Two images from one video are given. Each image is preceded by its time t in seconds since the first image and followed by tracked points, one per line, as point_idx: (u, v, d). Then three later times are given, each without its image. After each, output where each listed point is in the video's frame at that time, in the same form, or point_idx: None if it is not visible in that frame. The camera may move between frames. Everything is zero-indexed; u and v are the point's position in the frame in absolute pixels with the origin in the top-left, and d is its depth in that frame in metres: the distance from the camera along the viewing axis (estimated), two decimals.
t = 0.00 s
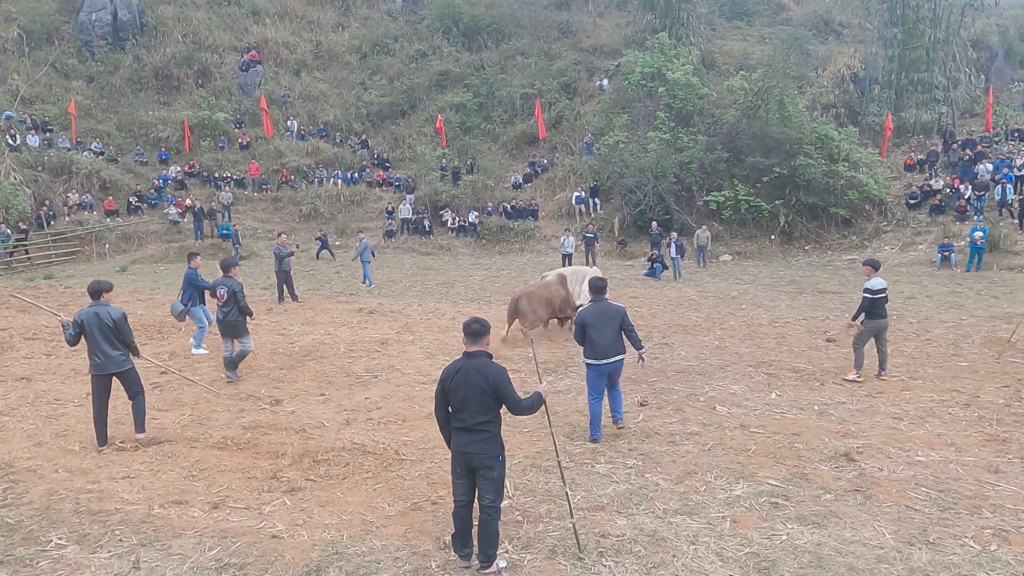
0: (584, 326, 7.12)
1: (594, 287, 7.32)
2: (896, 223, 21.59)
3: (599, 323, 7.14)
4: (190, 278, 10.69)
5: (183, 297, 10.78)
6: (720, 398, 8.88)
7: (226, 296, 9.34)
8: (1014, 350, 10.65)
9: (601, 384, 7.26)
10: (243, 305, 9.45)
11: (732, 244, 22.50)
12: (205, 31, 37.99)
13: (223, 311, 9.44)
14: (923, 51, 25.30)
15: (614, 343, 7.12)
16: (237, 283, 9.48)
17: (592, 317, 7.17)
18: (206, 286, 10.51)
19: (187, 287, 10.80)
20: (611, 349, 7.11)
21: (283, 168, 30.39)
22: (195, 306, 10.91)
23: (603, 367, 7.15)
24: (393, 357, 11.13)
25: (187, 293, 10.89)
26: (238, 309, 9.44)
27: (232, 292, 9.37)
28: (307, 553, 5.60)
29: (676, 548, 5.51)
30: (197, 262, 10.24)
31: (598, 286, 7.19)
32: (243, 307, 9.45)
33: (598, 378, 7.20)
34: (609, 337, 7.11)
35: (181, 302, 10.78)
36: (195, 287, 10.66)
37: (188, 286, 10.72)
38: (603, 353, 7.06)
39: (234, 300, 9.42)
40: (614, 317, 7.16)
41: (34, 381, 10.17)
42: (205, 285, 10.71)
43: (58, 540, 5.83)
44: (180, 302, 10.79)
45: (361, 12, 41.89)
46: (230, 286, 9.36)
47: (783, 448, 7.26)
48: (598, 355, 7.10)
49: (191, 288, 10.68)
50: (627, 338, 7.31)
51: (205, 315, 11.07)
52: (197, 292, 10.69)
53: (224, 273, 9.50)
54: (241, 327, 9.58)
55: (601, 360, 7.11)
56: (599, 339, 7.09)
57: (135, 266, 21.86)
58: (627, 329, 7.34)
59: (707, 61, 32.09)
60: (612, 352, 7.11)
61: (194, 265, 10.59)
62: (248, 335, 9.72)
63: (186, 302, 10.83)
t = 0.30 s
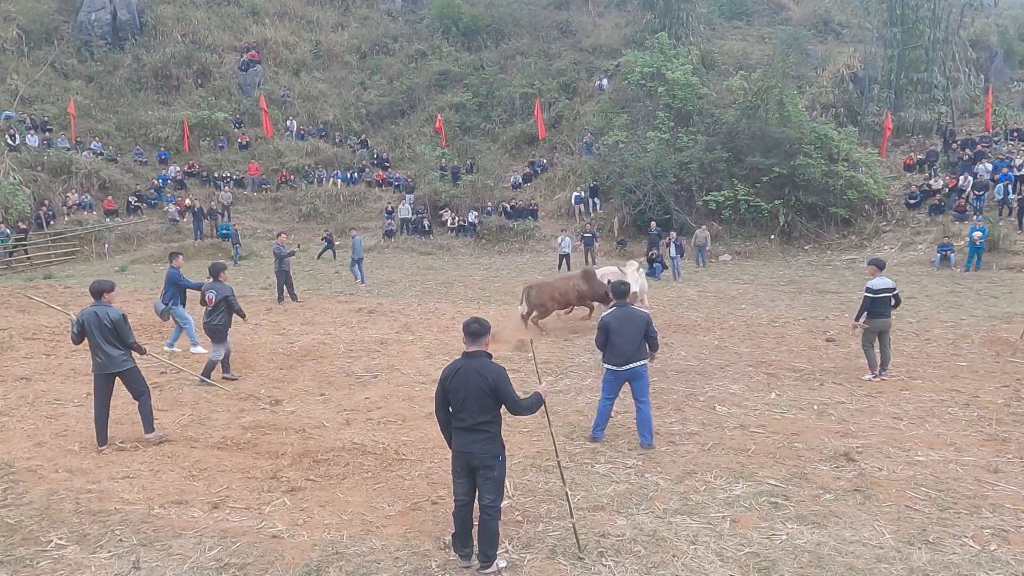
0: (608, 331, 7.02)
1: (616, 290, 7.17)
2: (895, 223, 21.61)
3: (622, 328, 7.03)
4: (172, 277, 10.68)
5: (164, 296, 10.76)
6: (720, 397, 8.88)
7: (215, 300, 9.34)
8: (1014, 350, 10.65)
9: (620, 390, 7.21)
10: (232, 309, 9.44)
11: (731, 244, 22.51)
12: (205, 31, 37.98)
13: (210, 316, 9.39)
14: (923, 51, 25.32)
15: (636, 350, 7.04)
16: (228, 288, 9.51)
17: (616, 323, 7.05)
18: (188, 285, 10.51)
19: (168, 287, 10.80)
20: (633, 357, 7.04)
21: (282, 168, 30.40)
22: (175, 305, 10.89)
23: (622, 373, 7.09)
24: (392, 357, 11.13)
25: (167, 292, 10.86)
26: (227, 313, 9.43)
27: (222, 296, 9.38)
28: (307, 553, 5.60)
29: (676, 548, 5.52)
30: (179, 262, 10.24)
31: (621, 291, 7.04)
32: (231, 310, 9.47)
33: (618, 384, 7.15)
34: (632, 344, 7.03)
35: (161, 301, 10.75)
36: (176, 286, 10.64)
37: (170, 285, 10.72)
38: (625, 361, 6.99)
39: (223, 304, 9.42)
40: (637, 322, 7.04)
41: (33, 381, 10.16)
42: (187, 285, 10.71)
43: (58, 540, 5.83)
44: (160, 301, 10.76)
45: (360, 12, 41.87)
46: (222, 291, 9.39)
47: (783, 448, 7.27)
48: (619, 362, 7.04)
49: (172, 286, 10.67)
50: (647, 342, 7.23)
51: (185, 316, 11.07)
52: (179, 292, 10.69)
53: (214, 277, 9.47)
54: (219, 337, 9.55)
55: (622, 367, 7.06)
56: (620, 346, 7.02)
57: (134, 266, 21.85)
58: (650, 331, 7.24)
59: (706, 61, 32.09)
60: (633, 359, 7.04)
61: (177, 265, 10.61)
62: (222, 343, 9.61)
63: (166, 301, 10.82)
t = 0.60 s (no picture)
0: (616, 327, 7.12)
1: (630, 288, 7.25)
2: (893, 223, 21.65)
3: (630, 325, 7.11)
4: (154, 277, 10.64)
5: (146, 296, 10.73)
6: (718, 397, 8.89)
7: (206, 298, 9.33)
8: (1011, 350, 10.66)
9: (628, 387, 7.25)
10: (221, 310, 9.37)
11: (729, 244, 22.53)
12: (202, 31, 37.95)
13: (202, 312, 9.38)
14: (920, 51, 25.37)
15: (642, 348, 7.06)
16: (217, 287, 9.47)
17: (625, 318, 7.14)
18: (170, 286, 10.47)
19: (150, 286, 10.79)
20: (639, 353, 7.05)
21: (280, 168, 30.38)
22: (157, 305, 10.85)
23: (629, 369, 7.14)
24: (391, 356, 11.13)
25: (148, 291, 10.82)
26: (216, 312, 9.37)
27: (211, 295, 9.37)
28: (305, 553, 5.60)
29: (674, 547, 5.52)
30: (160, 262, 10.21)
31: (632, 289, 7.12)
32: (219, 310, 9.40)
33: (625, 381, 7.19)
34: (639, 341, 7.06)
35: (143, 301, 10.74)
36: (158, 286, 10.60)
37: (152, 285, 10.69)
38: (629, 358, 7.03)
39: (214, 303, 9.38)
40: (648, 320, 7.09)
41: (31, 381, 10.16)
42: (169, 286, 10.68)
43: (55, 540, 5.82)
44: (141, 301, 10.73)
45: (358, 12, 41.85)
46: (212, 291, 9.36)
47: (781, 448, 7.28)
48: (626, 358, 7.11)
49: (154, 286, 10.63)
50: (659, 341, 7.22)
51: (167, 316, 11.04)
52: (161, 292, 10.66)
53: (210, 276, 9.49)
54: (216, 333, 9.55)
55: (628, 363, 7.11)
56: (627, 342, 7.08)
57: (133, 266, 21.84)
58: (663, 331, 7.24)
59: (705, 61, 32.12)
60: (640, 356, 7.06)
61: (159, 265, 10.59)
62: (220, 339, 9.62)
63: (148, 301, 10.81)
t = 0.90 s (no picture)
0: (614, 326, 7.30)
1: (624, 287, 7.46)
2: (888, 223, 21.71)
3: (626, 322, 7.29)
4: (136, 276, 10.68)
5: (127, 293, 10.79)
6: (714, 397, 8.91)
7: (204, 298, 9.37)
8: (1005, 350, 10.69)
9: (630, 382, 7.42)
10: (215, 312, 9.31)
11: (725, 244, 22.57)
12: (197, 30, 37.85)
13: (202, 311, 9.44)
14: (915, 52, 25.44)
15: (640, 343, 7.24)
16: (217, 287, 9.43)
17: (622, 316, 7.32)
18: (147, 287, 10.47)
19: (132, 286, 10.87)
20: (637, 349, 7.24)
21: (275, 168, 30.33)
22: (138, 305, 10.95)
23: (629, 365, 7.31)
24: (386, 356, 11.12)
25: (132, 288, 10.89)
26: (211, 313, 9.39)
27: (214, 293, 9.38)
28: (300, 553, 5.59)
29: (669, 547, 5.52)
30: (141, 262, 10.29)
31: (627, 286, 7.31)
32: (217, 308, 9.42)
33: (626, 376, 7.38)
34: (636, 336, 7.24)
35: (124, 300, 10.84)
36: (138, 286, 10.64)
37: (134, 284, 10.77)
38: (627, 353, 7.22)
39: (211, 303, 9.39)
40: (643, 316, 7.28)
41: (25, 381, 10.13)
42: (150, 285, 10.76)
43: (49, 541, 5.80)
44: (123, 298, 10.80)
45: (354, 12, 41.79)
46: (214, 290, 9.36)
47: (776, 448, 7.29)
48: (625, 355, 7.28)
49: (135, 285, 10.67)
50: (658, 335, 7.41)
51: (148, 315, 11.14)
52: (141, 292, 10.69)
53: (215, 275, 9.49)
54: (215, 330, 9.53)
55: (627, 359, 7.29)
56: (624, 339, 7.26)
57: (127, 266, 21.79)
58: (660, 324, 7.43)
59: (700, 61, 32.14)
60: (640, 352, 7.24)
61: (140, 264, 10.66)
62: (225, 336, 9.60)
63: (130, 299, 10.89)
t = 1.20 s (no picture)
0: (612, 319, 7.47)
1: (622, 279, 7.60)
2: (878, 224, 21.83)
3: (623, 316, 7.46)
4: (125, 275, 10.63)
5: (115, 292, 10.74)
6: (705, 396, 8.94)
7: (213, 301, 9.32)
8: (994, 349, 10.77)
9: (627, 373, 7.63)
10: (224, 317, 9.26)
11: (716, 244, 22.66)
12: (188, 29, 37.67)
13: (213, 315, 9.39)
14: (904, 53, 25.59)
15: (637, 337, 7.43)
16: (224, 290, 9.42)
17: (616, 311, 7.50)
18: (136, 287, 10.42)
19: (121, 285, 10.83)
20: (633, 342, 7.44)
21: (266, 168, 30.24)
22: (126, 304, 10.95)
23: (626, 357, 7.53)
24: (378, 356, 11.12)
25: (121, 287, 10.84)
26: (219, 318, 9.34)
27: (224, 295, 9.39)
28: (291, 555, 5.57)
29: (661, 547, 5.54)
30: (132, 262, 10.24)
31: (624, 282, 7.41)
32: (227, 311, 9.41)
33: (624, 367, 7.59)
34: (633, 330, 7.43)
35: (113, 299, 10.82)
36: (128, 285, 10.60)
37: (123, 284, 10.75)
38: (620, 348, 7.45)
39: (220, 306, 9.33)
40: (641, 310, 7.42)
41: (14, 382, 10.07)
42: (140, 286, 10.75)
43: (39, 544, 5.76)
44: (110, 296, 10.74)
45: (346, 11, 41.68)
46: (224, 294, 9.35)
47: (767, 447, 7.32)
48: (622, 347, 7.48)
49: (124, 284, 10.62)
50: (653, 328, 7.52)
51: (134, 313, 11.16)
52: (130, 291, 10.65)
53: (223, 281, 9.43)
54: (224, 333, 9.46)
55: (623, 351, 7.50)
56: (620, 332, 7.44)
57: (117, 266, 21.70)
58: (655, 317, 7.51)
59: (691, 62, 32.22)
60: (636, 344, 7.45)
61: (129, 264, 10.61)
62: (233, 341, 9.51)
63: (118, 299, 10.88)
